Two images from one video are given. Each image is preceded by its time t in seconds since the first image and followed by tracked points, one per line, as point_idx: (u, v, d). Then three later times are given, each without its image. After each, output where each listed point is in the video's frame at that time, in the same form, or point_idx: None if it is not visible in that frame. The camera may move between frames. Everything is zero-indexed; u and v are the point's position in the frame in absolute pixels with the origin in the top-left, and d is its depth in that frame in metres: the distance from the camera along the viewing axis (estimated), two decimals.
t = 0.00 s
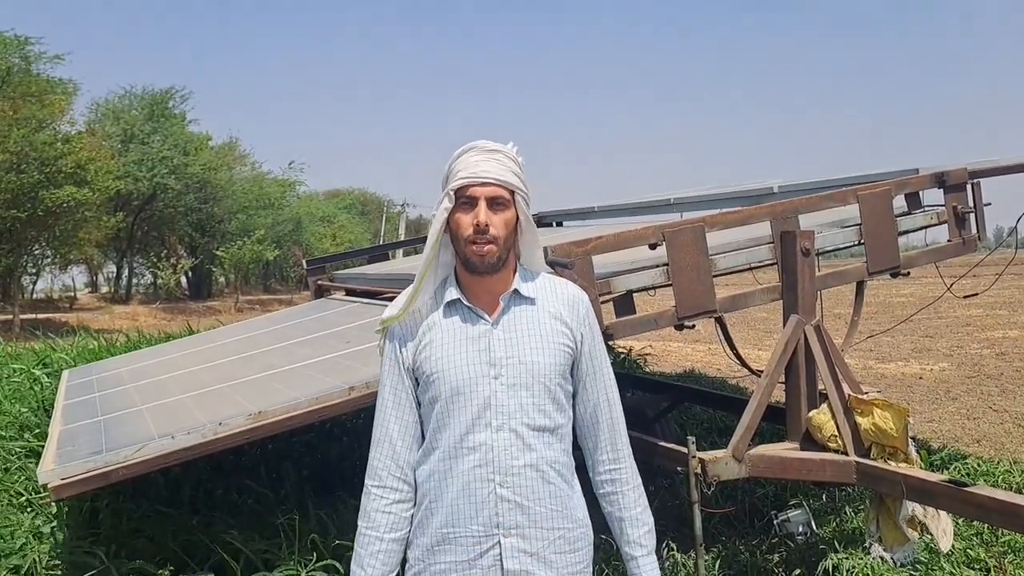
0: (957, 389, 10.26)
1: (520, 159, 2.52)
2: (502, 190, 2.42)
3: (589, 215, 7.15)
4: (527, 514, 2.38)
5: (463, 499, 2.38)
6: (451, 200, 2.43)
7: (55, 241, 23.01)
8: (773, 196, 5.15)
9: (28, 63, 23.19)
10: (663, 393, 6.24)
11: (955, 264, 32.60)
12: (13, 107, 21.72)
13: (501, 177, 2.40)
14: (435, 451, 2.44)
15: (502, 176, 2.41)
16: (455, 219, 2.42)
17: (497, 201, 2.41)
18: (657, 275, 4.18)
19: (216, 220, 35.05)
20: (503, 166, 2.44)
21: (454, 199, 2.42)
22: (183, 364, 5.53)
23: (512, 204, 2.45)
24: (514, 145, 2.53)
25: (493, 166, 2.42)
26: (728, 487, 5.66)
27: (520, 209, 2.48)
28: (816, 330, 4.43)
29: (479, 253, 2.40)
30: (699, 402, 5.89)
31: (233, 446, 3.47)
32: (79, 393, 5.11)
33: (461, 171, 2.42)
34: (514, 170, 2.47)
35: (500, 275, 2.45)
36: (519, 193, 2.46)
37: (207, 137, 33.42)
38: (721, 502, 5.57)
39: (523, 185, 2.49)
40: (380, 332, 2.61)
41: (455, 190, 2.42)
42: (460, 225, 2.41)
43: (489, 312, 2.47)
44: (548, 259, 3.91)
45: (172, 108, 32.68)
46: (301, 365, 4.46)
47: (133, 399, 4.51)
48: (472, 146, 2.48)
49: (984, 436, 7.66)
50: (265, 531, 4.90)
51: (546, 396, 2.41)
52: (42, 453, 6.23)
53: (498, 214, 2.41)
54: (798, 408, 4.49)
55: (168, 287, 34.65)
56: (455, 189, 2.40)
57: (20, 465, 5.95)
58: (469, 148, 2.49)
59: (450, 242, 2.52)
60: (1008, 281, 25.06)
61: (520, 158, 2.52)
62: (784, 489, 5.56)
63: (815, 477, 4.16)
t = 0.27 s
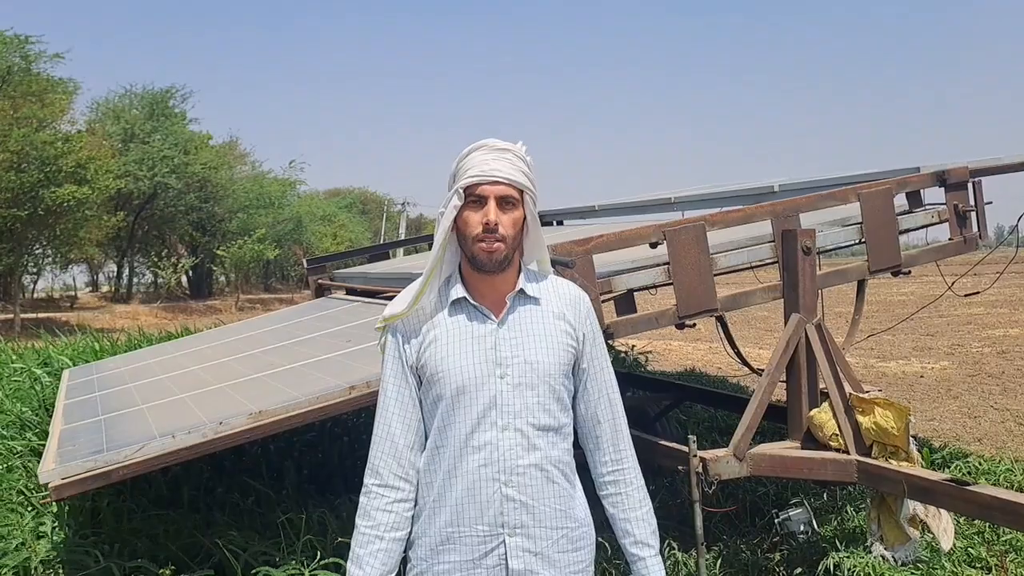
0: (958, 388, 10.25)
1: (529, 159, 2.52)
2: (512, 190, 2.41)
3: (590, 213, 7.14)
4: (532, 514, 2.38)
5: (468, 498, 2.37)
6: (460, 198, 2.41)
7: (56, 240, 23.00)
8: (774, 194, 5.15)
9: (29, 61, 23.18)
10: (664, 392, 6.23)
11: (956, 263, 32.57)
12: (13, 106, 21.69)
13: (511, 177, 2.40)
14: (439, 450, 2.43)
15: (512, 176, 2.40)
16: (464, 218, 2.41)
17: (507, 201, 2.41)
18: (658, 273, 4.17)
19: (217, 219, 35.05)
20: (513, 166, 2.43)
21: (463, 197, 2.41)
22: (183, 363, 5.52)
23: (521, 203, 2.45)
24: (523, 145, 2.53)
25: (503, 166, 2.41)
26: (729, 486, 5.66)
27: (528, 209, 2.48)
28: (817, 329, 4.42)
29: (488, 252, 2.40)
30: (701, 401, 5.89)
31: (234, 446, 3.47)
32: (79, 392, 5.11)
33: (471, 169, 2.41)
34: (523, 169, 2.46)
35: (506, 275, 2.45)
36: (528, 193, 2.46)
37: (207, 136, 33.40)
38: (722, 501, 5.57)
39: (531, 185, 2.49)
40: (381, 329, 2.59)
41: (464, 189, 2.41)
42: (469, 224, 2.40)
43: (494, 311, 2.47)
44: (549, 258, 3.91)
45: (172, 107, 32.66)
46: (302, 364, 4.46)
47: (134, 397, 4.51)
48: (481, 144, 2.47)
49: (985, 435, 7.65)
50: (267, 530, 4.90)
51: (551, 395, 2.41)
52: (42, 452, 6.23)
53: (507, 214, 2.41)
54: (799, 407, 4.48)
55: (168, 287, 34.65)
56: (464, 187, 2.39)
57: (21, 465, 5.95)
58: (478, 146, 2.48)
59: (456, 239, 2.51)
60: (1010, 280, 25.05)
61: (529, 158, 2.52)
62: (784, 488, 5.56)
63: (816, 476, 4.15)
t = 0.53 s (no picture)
0: (959, 387, 10.25)
1: (529, 157, 2.52)
2: (513, 187, 2.42)
3: (590, 213, 7.14)
4: (534, 513, 2.38)
5: (469, 498, 2.37)
6: (461, 195, 2.41)
7: (56, 239, 23.00)
8: (775, 193, 5.14)
9: (29, 61, 23.16)
10: (664, 391, 6.24)
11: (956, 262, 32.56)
12: (13, 105, 21.67)
13: (513, 174, 2.40)
14: (439, 450, 2.43)
15: (513, 173, 2.40)
16: (465, 215, 2.41)
17: (508, 198, 2.41)
18: (658, 272, 4.17)
19: (217, 218, 35.04)
20: (514, 164, 2.43)
21: (464, 194, 2.41)
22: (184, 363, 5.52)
23: (522, 201, 2.45)
24: (523, 143, 2.53)
25: (505, 163, 2.41)
26: (729, 485, 5.66)
27: (529, 207, 2.48)
28: (817, 328, 4.42)
29: (488, 249, 2.40)
30: (701, 400, 5.89)
31: (234, 445, 3.47)
32: (80, 391, 5.11)
33: (472, 166, 2.41)
34: (524, 167, 2.47)
35: (506, 273, 2.45)
36: (529, 191, 2.47)
37: (207, 135, 33.39)
38: (722, 500, 5.58)
39: (532, 183, 2.49)
40: (381, 329, 2.59)
41: (465, 186, 2.40)
42: (470, 221, 2.40)
43: (493, 309, 2.46)
44: (549, 257, 3.91)
45: (172, 106, 32.65)
46: (302, 363, 4.46)
47: (134, 397, 4.51)
48: (483, 141, 2.47)
49: (985, 434, 7.65)
50: (268, 530, 4.90)
51: (551, 395, 2.41)
52: (43, 451, 6.23)
53: (508, 212, 2.41)
54: (799, 406, 4.48)
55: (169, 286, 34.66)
56: (465, 184, 2.39)
57: (21, 464, 5.96)
58: (479, 143, 2.48)
59: (455, 237, 2.51)
60: (1010, 279, 25.05)
61: (529, 156, 2.52)
62: (785, 487, 5.56)
63: (816, 475, 4.15)
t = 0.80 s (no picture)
0: (959, 385, 10.24)
1: (527, 156, 2.52)
2: (510, 187, 2.41)
3: (591, 211, 7.14)
4: (532, 513, 2.37)
5: (468, 498, 2.37)
6: (459, 194, 2.41)
7: (56, 238, 22.99)
8: (775, 192, 5.14)
9: (29, 60, 23.16)
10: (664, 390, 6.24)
11: (957, 261, 32.56)
12: (12, 105, 21.66)
13: (510, 174, 2.39)
14: (440, 450, 2.43)
15: (511, 172, 2.40)
16: (462, 214, 2.41)
17: (505, 198, 2.41)
18: (658, 271, 4.17)
19: (217, 217, 35.04)
20: (512, 163, 2.43)
21: (462, 193, 2.41)
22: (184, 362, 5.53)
23: (519, 201, 2.44)
24: (521, 142, 2.53)
25: (502, 163, 2.41)
26: (730, 483, 5.66)
27: (527, 206, 2.47)
28: (818, 327, 4.42)
29: (485, 249, 2.40)
30: (702, 399, 5.89)
31: (234, 444, 3.47)
32: (80, 391, 5.11)
33: (470, 166, 2.40)
34: (522, 167, 2.46)
35: (504, 272, 2.45)
36: (527, 191, 2.46)
37: (207, 134, 33.38)
38: (723, 499, 5.57)
39: (530, 183, 2.48)
40: (381, 329, 2.60)
41: (463, 185, 2.40)
42: (467, 221, 2.40)
43: (490, 309, 2.46)
44: (549, 256, 3.91)
45: (172, 105, 32.64)
46: (302, 363, 4.46)
47: (134, 396, 4.52)
48: (481, 140, 2.47)
49: (986, 432, 7.64)
50: (268, 529, 4.90)
51: (550, 394, 2.40)
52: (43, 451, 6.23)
53: (505, 211, 2.41)
54: (799, 405, 4.48)
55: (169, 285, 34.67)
56: (463, 183, 2.39)
57: (22, 464, 5.97)
58: (477, 142, 2.47)
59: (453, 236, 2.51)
60: (1011, 277, 25.04)
61: (527, 155, 2.51)
62: (786, 486, 5.55)
63: (817, 474, 4.15)
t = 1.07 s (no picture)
0: (960, 384, 10.24)
1: (521, 156, 2.50)
2: (503, 188, 2.40)
3: (591, 210, 7.13)
4: (528, 512, 2.36)
5: (465, 497, 2.37)
6: (452, 197, 2.41)
7: (56, 238, 23.00)
8: (775, 191, 5.13)
9: (28, 59, 23.17)
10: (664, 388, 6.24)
11: (957, 260, 32.55)
12: (12, 104, 21.65)
13: (503, 175, 2.39)
14: (438, 449, 2.44)
15: (504, 174, 2.39)
16: (456, 216, 2.41)
17: (499, 199, 2.40)
18: (658, 270, 4.17)
19: (217, 217, 35.04)
20: (505, 163, 2.42)
21: (455, 195, 2.41)
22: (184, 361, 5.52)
23: (514, 202, 2.44)
24: (515, 142, 2.52)
25: (495, 164, 2.40)
26: (730, 482, 5.67)
27: (522, 206, 2.46)
28: (818, 325, 4.42)
29: (479, 250, 2.39)
30: (702, 398, 5.89)
31: (234, 443, 3.47)
32: (80, 390, 5.11)
33: (463, 168, 2.40)
34: (516, 167, 2.45)
35: (500, 272, 2.44)
36: (521, 191, 2.45)
37: (207, 134, 33.38)
38: (723, 497, 5.58)
39: (525, 182, 2.47)
40: (382, 330, 2.62)
41: (456, 188, 2.40)
42: (461, 222, 2.40)
43: (487, 308, 2.46)
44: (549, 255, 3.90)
45: (172, 105, 32.64)
46: (302, 362, 4.46)
47: (134, 395, 4.52)
48: (473, 142, 2.47)
49: (986, 431, 7.64)
50: (268, 528, 4.90)
51: (547, 393, 2.40)
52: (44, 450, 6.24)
53: (499, 212, 2.40)
54: (800, 403, 4.47)
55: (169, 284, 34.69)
56: (456, 186, 2.39)
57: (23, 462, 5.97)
58: (470, 144, 2.47)
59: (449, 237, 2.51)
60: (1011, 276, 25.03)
61: (521, 155, 2.50)
62: (786, 485, 5.56)
63: (817, 472, 4.15)
